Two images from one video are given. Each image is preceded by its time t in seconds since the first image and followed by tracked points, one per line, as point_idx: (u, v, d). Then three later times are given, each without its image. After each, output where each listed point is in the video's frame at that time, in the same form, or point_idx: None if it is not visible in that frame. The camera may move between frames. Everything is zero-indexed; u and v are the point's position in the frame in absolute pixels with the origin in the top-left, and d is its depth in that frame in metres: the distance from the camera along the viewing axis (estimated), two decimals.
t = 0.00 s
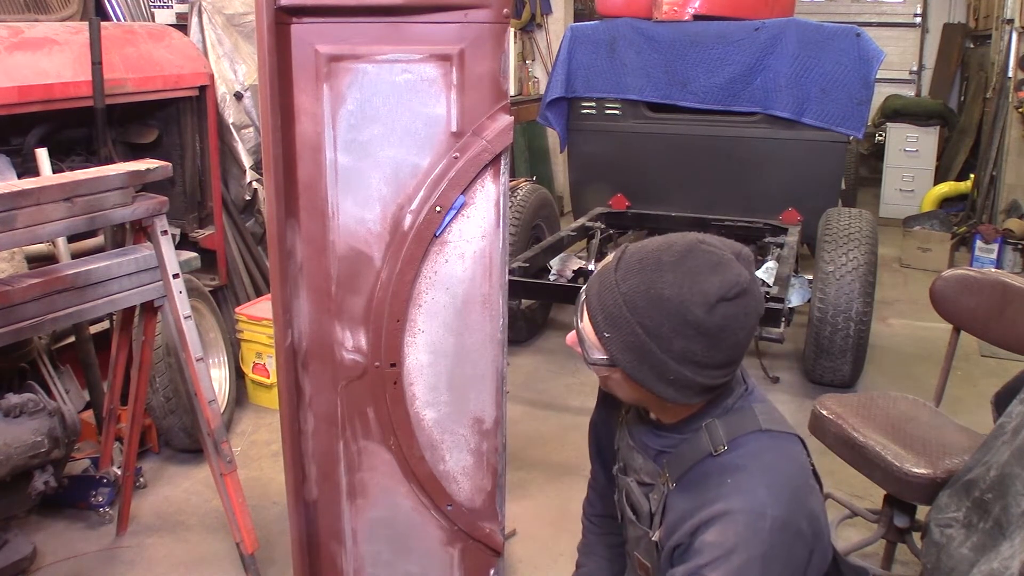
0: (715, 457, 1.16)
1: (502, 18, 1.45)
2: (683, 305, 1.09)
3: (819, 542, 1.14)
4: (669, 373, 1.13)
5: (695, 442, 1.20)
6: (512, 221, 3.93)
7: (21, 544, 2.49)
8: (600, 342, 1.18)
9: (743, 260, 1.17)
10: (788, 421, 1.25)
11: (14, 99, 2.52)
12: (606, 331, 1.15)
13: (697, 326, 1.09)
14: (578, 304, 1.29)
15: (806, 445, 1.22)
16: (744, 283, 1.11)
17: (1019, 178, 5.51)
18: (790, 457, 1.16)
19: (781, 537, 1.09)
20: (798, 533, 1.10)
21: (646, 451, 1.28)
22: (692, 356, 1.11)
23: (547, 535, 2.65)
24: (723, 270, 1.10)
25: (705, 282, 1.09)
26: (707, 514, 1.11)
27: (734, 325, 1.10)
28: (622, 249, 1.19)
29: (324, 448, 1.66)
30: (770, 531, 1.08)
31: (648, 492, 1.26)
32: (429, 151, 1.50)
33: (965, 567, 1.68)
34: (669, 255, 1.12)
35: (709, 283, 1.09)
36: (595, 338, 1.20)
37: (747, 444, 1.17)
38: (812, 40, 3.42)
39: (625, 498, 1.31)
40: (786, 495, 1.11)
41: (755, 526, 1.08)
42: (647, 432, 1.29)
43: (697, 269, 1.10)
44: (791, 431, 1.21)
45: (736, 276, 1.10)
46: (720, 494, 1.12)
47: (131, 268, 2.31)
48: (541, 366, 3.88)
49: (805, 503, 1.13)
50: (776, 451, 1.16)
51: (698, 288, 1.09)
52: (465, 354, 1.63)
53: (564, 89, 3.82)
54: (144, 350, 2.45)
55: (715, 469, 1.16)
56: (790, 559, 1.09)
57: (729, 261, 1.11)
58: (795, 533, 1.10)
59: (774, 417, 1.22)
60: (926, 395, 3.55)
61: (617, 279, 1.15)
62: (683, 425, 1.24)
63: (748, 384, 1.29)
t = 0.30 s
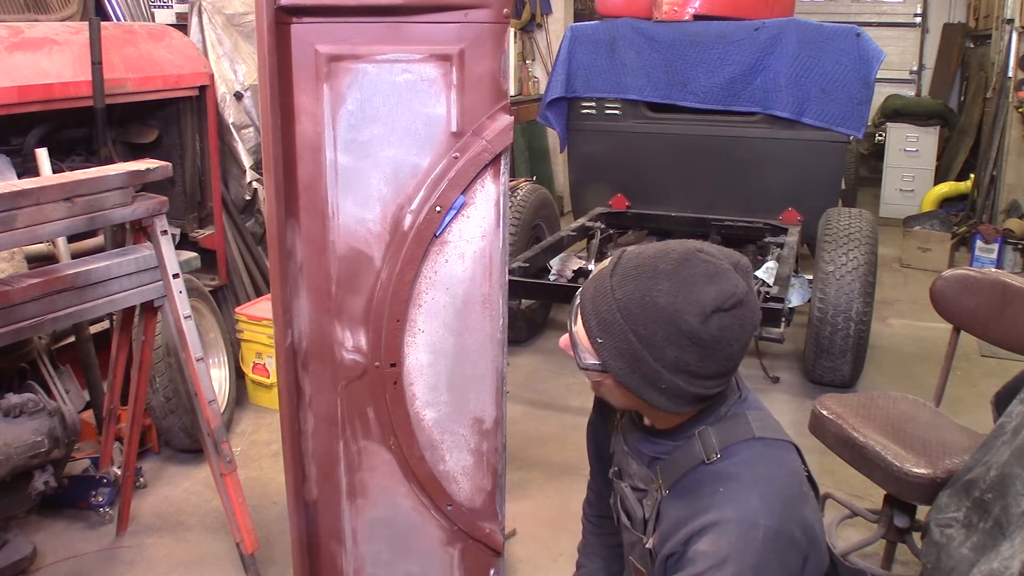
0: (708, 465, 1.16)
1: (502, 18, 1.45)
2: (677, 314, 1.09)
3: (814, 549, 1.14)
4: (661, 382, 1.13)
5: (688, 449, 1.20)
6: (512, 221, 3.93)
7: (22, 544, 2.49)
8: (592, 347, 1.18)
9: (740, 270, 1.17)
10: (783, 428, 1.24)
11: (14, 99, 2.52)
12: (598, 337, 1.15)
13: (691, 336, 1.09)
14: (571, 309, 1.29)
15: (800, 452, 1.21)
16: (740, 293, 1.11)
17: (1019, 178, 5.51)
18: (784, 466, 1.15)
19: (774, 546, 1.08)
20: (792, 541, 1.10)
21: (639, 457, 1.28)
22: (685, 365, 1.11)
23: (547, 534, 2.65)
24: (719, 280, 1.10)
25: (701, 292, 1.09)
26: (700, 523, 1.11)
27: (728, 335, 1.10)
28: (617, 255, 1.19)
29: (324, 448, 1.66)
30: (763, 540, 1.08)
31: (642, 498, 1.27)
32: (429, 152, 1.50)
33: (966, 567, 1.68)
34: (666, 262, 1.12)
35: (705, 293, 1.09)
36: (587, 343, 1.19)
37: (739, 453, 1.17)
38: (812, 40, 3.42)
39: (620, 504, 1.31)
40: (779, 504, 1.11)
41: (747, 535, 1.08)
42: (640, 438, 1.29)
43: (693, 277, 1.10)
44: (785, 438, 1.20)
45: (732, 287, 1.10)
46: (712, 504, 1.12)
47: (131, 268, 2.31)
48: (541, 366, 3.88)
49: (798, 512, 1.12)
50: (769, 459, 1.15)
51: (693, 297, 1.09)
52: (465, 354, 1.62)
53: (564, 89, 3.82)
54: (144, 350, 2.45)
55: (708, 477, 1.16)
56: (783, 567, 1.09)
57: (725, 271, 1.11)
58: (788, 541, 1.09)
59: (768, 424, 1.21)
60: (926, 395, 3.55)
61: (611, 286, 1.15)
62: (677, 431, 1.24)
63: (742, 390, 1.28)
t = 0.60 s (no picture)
0: (701, 468, 1.16)
1: (502, 18, 1.45)
2: (682, 312, 1.09)
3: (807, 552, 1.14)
4: (658, 378, 1.13)
5: (682, 453, 1.20)
6: (512, 221, 3.93)
7: (22, 544, 2.49)
8: (592, 338, 1.18)
9: (748, 275, 1.17)
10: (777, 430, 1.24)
11: (14, 99, 2.52)
12: (599, 328, 1.15)
13: (692, 335, 1.09)
14: (573, 301, 1.29)
15: (795, 455, 1.21)
16: (747, 298, 1.11)
17: (1019, 178, 5.51)
18: (779, 469, 1.15)
19: (767, 551, 1.08)
20: (786, 545, 1.10)
21: (634, 460, 1.29)
22: (683, 364, 1.11)
23: (547, 534, 2.65)
24: (727, 282, 1.11)
25: (708, 291, 1.09)
26: (693, 527, 1.11)
27: (730, 338, 1.10)
28: (627, 249, 1.19)
29: (324, 448, 1.66)
30: (756, 545, 1.08)
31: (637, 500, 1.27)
32: (429, 151, 1.50)
33: (966, 567, 1.68)
34: (675, 259, 1.12)
35: (711, 293, 1.09)
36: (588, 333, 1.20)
37: (733, 455, 1.16)
38: (812, 40, 3.43)
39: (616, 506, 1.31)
40: (773, 508, 1.11)
41: (741, 540, 1.08)
42: (635, 441, 1.29)
43: (701, 277, 1.10)
44: (779, 442, 1.20)
45: (739, 290, 1.11)
46: (706, 507, 1.12)
47: (131, 268, 2.31)
48: (541, 366, 3.88)
49: (792, 515, 1.12)
50: (763, 463, 1.15)
51: (699, 296, 1.09)
52: (465, 354, 1.63)
53: (564, 89, 3.82)
54: (144, 350, 2.45)
55: (701, 480, 1.16)
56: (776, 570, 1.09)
57: (733, 274, 1.12)
58: (781, 544, 1.10)
59: (762, 428, 1.21)
60: (926, 395, 3.55)
61: (618, 278, 1.15)
62: (671, 435, 1.24)
63: (737, 393, 1.28)
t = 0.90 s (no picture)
0: (702, 472, 1.16)
1: (502, 18, 1.45)
2: (677, 314, 1.09)
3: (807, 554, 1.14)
4: (656, 382, 1.13)
5: (682, 456, 1.20)
6: (512, 220, 3.93)
7: (22, 544, 2.49)
8: (589, 344, 1.18)
9: (742, 276, 1.17)
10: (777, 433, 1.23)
11: (14, 99, 2.52)
12: (595, 334, 1.15)
13: (689, 338, 1.09)
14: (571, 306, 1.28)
15: (795, 457, 1.21)
16: (742, 298, 1.11)
17: (1019, 178, 5.51)
18: (780, 472, 1.15)
19: (770, 553, 1.08)
20: (788, 548, 1.10)
21: (635, 462, 1.29)
22: (681, 366, 1.11)
23: (547, 534, 2.65)
24: (721, 283, 1.10)
25: (703, 294, 1.09)
26: (695, 531, 1.11)
27: (727, 339, 1.10)
28: (620, 252, 1.19)
29: (324, 448, 1.66)
30: (758, 548, 1.08)
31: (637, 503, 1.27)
32: (429, 152, 1.50)
33: (966, 567, 1.68)
34: (669, 262, 1.12)
35: (706, 295, 1.09)
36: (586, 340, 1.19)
37: (734, 459, 1.16)
38: (812, 40, 3.43)
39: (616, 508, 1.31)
40: (774, 510, 1.11)
41: (743, 543, 1.07)
42: (636, 444, 1.29)
43: (695, 279, 1.10)
44: (780, 444, 1.19)
45: (734, 290, 1.10)
46: (707, 511, 1.12)
47: (131, 268, 2.31)
48: (541, 366, 3.88)
49: (792, 518, 1.12)
50: (764, 466, 1.15)
51: (694, 298, 1.09)
52: (465, 354, 1.63)
53: (564, 89, 3.82)
54: (144, 350, 2.45)
55: (702, 484, 1.16)
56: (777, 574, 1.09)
57: (728, 275, 1.11)
58: (783, 546, 1.09)
59: (762, 431, 1.20)
60: (926, 395, 3.55)
61: (612, 283, 1.15)
62: (671, 438, 1.24)
63: (738, 397, 1.28)
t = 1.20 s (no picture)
0: (700, 471, 1.16)
1: (502, 18, 1.45)
2: (658, 307, 1.09)
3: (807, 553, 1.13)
4: (654, 379, 1.12)
5: (680, 455, 1.20)
6: (512, 220, 3.93)
7: (21, 544, 2.49)
8: (581, 358, 1.17)
9: (713, 259, 1.17)
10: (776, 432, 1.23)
11: (14, 99, 2.52)
12: (586, 346, 1.15)
13: (676, 327, 1.09)
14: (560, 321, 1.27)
15: (794, 457, 1.20)
16: (718, 278, 1.11)
17: (1019, 178, 5.51)
18: (778, 471, 1.15)
19: (766, 551, 1.08)
20: (786, 547, 1.10)
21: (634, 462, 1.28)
22: (675, 358, 1.11)
23: (547, 534, 2.65)
24: (694, 268, 1.10)
25: (679, 281, 1.09)
26: (692, 529, 1.11)
27: (713, 323, 1.10)
28: (591, 262, 1.20)
29: (324, 448, 1.67)
30: (754, 546, 1.07)
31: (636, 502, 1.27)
32: (429, 151, 1.50)
33: (966, 567, 1.68)
34: (639, 259, 1.12)
35: (682, 282, 1.09)
36: (577, 355, 1.19)
37: (732, 458, 1.16)
38: (812, 40, 3.43)
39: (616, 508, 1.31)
40: (771, 509, 1.10)
41: (739, 542, 1.07)
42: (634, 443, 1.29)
43: (668, 270, 1.10)
44: (778, 442, 1.19)
45: (708, 272, 1.10)
46: (704, 510, 1.12)
47: (131, 268, 2.31)
48: (541, 366, 3.88)
49: (790, 517, 1.12)
50: (761, 465, 1.15)
51: (671, 288, 1.09)
52: (465, 354, 1.63)
53: (564, 89, 3.82)
54: (144, 350, 2.45)
55: (700, 482, 1.16)
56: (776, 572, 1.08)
57: (699, 259, 1.12)
58: (780, 545, 1.09)
59: (761, 429, 1.20)
60: (925, 395, 3.55)
61: (589, 292, 1.15)
62: (669, 438, 1.23)
63: (734, 393, 1.27)
